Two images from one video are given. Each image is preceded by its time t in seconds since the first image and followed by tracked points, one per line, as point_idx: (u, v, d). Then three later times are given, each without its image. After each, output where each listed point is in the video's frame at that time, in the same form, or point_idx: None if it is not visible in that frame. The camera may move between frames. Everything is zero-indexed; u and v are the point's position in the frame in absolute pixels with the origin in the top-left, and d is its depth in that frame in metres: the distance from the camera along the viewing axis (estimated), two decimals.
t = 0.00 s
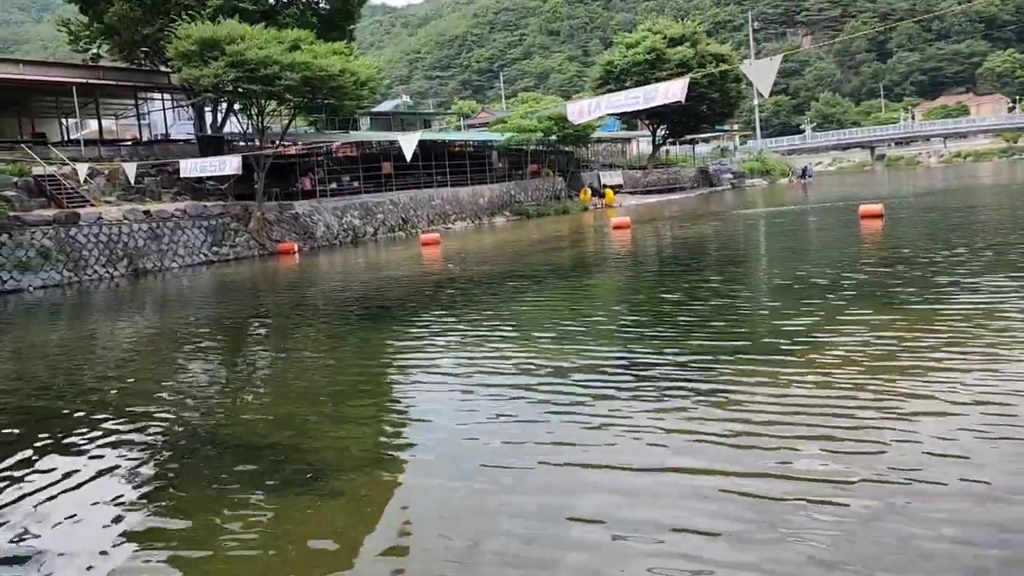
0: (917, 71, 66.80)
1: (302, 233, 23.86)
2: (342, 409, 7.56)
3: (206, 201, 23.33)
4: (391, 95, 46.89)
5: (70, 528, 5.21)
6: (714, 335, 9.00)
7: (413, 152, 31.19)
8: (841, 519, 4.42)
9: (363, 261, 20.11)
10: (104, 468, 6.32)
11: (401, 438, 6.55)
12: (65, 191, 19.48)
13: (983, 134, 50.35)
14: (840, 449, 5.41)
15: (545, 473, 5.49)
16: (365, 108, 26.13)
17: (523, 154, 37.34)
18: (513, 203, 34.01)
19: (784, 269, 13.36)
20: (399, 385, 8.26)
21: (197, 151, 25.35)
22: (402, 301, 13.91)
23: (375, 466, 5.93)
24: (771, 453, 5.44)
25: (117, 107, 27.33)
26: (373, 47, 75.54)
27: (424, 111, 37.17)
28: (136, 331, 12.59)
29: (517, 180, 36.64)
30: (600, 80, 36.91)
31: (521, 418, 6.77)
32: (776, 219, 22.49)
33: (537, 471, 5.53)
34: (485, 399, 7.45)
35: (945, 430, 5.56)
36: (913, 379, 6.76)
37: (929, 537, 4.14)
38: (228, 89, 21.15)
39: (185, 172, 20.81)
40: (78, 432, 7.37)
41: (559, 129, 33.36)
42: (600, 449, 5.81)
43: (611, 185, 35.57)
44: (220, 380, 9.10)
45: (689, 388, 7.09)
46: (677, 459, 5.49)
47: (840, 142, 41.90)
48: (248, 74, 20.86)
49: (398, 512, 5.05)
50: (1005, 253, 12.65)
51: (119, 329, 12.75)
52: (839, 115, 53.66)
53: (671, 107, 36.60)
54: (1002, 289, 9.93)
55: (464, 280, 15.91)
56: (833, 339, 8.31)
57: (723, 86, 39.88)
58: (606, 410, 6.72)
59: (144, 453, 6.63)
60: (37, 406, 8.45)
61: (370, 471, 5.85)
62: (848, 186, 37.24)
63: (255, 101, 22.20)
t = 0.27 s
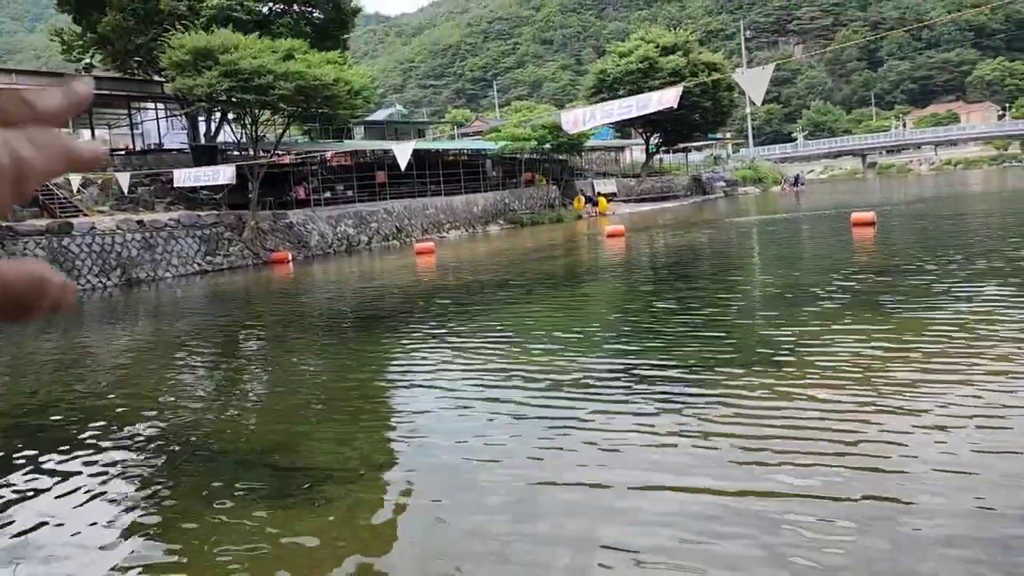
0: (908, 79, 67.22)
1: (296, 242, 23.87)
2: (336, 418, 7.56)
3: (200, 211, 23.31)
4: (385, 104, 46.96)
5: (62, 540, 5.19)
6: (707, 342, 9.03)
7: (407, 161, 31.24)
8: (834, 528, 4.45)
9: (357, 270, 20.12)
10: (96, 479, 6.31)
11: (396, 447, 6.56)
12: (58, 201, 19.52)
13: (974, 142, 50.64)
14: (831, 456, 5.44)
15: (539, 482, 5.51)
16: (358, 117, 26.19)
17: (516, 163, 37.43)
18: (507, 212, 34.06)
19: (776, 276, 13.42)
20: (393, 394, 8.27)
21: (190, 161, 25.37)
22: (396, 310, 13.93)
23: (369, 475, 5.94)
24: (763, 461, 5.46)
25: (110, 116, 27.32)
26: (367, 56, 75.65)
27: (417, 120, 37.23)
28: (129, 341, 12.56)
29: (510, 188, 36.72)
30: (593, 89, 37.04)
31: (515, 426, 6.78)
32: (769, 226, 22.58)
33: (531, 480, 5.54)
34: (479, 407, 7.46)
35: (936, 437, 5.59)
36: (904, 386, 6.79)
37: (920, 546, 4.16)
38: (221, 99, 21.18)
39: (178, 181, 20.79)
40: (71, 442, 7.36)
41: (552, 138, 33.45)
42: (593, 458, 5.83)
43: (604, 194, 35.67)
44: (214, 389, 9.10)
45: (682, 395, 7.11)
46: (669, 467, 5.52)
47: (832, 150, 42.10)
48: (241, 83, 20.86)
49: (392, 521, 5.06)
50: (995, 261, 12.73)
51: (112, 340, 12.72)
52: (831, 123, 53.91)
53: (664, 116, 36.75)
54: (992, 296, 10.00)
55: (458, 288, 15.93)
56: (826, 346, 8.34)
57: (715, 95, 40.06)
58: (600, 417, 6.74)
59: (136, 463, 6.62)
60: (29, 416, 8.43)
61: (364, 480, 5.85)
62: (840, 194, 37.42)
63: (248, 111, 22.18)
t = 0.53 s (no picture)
0: (897, 87, 67.64)
1: (288, 250, 23.88)
2: (329, 428, 7.56)
3: (192, 220, 23.31)
4: (376, 112, 47.02)
5: (51, 552, 5.18)
6: (698, 350, 9.07)
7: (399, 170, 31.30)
8: (824, 534, 4.47)
9: (350, 279, 20.14)
10: (88, 490, 6.30)
11: (390, 456, 6.58)
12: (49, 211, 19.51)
13: (964, 148, 50.93)
14: (820, 463, 5.48)
15: (529, 492, 5.53)
16: (350, 126, 26.23)
17: (508, 171, 37.50)
18: (499, 220, 34.13)
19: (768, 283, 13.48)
20: (385, 402, 8.28)
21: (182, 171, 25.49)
22: (389, 319, 13.95)
23: (359, 486, 5.94)
24: (753, 469, 5.49)
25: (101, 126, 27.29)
26: (359, 65, 75.76)
27: (409, 128, 37.30)
28: (121, 351, 12.55)
29: (502, 196, 36.76)
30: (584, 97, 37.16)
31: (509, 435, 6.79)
32: (760, 234, 22.63)
33: (523, 489, 5.56)
34: (471, 416, 7.48)
35: (925, 444, 5.62)
36: (894, 392, 6.83)
37: (915, 551, 4.19)
38: (212, 108, 21.12)
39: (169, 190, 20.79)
40: (63, 452, 7.38)
41: (544, 146, 33.53)
42: (588, 467, 5.83)
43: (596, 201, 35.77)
44: (206, 399, 9.12)
45: (674, 403, 7.14)
46: (660, 475, 5.54)
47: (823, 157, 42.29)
48: (233, 92, 20.83)
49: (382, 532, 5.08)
50: (985, 267, 12.81)
51: (104, 350, 12.72)
52: (821, 130, 54.17)
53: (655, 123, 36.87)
54: (982, 302, 10.08)
55: (450, 297, 15.95)
56: (816, 353, 8.39)
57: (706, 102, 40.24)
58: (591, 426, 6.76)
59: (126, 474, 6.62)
60: (20, 426, 8.44)
61: (356, 489, 5.87)
62: (831, 201, 37.56)
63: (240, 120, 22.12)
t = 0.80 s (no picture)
0: (884, 94, 68.15)
1: (278, 259, 23.82)
2: (318, 438, 7.49)
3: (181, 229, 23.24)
4: (366, 121, 47.06)
5: (32, 569, 5.09)
6: (689, 357, 9.04)
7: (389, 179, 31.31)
8: (817, 542, 4.46)
9: (340, 288, 20.11)
10: (71, 505, 6.19)
11: (380, 467, 6.50)
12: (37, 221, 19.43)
13: (950, 155, 51.31)
14: (813, 472, 5.43)
15: (521, 503, 5.46)
16: (340, 135, 26.20)
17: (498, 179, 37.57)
18: (489, 228, 34.16)
19: (758, 290, 13.52)
20: (375, 412, 8.21)
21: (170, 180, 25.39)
22: (379, 328, 13.89)
23: (348, 499, 5.86)
24: (746, 478, 5.44)
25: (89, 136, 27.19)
26: (349, 74, 75.91)
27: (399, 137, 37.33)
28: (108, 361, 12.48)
29: (493, 204, 36.78)
30: (573, 105, 37.29)
31: (501, 443, 6.77)
32: (750, 241, 22.71)
33: (515, 500, 5.50)
34: (462, 425, 7.41)
35: (918, 451, 5.62)
36: (886, 400, 6.81)
37: (910, 560, 4.18)
38: (201, 117, 21.05)
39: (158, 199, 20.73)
40: (47, 465, 7.28)
41: (534, 154, 33.58)
42: (581, 475, 5.81)
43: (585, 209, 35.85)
44: (194, 410, 9.04)
45: (665, 411, 7.09)
46: (652, 484, 5.48)
47: (811, 164, 42.53)
48: (222, 102, 20.80)
49: (371, 545, 5.00)
50: (973, 272, 12.88)
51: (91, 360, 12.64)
52: (810, 137, 54.48)
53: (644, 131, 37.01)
54: (971, 308, 10.13)
55: (441, 305, 15.94)
56: (808, 359, 8.40)
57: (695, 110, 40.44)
58: (582, 435, 6.70)
59: (110, 487, 6.53)
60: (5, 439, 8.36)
61: (345, 502, 5.78)
62: (820, 208, 37.73)
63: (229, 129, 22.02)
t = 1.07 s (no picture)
0: (873, 102, 68.60)
1: (270, 268, 23.89)
2: (311, 447, 7.50)
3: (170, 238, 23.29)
4: (358, 129, 47.13)
5: None
6: (681, 365, 9.08)
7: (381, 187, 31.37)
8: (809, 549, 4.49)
9: (332, 296, 20.12)
10: (62, 516, 6.19)
11: (374, 475, 6.52)
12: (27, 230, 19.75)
13: (940, 162, 51.63)
14: (805, 478, 5.47)
15: (515, 511, 5.49)
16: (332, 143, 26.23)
17: (489, 187, 37.66)
18: (481, 236, 34.23)
19: (750, 297, 13.58)
20: (367, 421, 8.22)
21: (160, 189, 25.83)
22: (371, 336, 13.89)
23: (342, 508, 5.87)
24: (737, 485, 5.48)
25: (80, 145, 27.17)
26: (340, 83, 75.97)
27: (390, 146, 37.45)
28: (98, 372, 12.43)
29: (484, 212, 36.84)
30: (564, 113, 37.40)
31: (493, 450, 6.78)
32: (740, 248, 22.78)
33: (509, 507, 5.52)
34: (455, 433, 7.43)
35: (908, 456, 5.67)
36: (877, 406, 6.85)
37: (902, 566, 4.22)
38: (193, 126, 21.10)
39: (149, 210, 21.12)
40: (38, 476, 7.28)
41: (526, 162, 33.64)
42: (574, 482, 5.83)
43: (577, 217, 35.91)
44: (186, 419, 9.03)
45: (657, 418, 7.13)
46: (645, 491, 5.52)
47: (802, 171, 42.73)
48: (213, 111, 20.89)
49: (367, 554, 5.02)
50: (964, 279, 12.97)
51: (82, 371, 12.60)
52: (800, 145, 54.77)
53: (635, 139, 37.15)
54: (961, 314, 10.21)
55: (434, 313, 15.97)
56: (798, 366, 8.46)
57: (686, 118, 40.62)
58: (575, 442, 6.73)
59: (102, 498, 6.52)
60: None
61: (339, 511, 5.80)
62: (810, 215, 37.87)
63: (221, 138, 22.03)
